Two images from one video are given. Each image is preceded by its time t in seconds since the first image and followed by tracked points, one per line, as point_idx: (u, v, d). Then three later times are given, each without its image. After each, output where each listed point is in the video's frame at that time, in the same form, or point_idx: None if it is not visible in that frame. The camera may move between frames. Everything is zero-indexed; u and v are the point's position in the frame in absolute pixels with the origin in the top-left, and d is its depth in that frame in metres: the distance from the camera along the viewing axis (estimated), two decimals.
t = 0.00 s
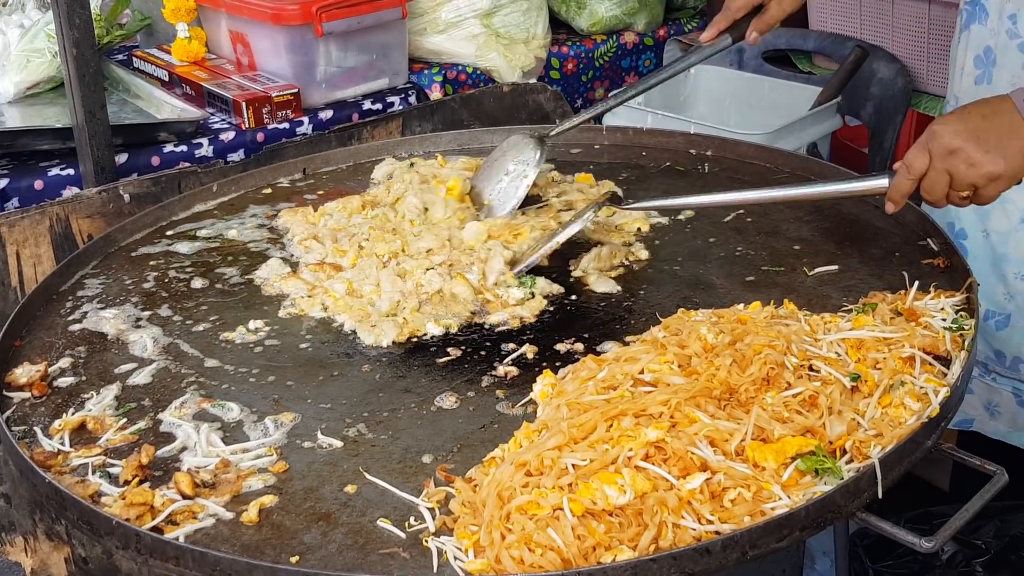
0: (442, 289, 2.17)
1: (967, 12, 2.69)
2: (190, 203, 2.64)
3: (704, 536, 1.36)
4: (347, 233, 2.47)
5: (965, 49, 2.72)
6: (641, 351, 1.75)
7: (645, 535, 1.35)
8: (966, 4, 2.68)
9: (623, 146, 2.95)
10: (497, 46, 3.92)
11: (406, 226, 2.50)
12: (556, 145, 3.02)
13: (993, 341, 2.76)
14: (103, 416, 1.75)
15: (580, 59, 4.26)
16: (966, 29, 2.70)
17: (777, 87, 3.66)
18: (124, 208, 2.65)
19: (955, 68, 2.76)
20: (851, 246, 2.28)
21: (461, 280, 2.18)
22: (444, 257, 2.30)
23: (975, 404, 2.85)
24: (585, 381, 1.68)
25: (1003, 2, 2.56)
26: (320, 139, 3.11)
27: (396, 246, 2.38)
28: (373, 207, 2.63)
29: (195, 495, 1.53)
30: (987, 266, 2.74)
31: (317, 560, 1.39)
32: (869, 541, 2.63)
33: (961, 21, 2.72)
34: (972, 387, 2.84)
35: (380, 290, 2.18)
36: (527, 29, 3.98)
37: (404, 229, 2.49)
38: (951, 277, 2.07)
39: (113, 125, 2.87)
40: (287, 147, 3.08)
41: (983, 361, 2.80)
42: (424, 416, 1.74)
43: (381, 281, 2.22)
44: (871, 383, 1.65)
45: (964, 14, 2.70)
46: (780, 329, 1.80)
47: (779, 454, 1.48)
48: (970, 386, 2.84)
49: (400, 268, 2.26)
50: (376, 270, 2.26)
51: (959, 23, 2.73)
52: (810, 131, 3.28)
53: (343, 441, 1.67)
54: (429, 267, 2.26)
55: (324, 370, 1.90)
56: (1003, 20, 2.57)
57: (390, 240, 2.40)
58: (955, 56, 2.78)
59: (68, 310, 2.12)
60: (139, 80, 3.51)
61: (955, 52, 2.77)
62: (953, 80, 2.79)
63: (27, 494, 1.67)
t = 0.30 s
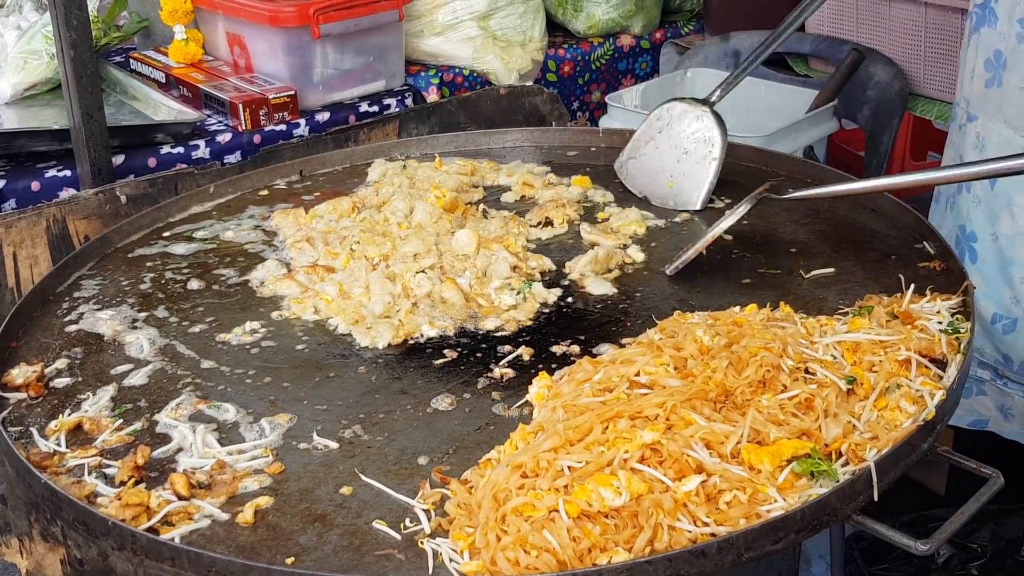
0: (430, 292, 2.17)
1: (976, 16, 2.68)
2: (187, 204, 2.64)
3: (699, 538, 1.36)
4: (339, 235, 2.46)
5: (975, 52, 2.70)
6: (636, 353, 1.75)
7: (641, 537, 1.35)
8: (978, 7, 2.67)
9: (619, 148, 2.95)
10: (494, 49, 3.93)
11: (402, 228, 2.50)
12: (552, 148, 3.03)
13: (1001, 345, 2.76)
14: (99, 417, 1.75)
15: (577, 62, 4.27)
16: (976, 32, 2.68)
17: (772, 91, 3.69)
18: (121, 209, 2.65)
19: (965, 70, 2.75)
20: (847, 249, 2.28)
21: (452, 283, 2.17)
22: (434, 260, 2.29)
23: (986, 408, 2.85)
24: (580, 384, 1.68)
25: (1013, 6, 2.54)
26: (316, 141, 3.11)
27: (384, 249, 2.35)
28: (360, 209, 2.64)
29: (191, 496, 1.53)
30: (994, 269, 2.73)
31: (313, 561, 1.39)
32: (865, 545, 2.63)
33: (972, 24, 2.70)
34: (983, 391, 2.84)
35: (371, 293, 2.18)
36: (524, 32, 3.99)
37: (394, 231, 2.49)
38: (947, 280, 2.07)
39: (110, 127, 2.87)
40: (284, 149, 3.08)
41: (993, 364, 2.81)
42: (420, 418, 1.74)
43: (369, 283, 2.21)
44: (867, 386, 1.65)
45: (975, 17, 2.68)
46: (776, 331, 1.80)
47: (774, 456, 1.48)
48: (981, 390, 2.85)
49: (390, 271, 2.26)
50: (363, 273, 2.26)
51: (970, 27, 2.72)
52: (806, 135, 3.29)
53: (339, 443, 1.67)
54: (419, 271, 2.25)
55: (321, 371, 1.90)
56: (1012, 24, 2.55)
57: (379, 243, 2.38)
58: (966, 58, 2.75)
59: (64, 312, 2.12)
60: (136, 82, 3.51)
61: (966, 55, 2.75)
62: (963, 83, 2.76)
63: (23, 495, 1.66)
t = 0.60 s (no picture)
0: (431, 296, 2.17)
1: (1015, 11, 2.47)
2: (189, 209, 2.65)
3: (702, 541, 1.37)
4: (340, 239, 2.46)
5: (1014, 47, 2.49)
6: (638, 356, 1.76)
7: (643, 540, 1.36)
8: None
9: (619, 151, 2.95)
10: (494, 53, 3.93)
11: (403, 232, 2.51)
12: (552, 151, 3.03)
13: None
14: (102, 422, 1.75)
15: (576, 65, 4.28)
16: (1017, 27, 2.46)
17: (773, 92, 3.67)
18: (123, 215, 2.65)
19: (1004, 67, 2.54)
20: (849, 251, 2.28)
21: (452, 288, 2.18)
22: (434, 263, 2.29)
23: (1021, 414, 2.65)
24: (582, 387, 1.69)
25: None
26: (317, 146, 3.12)
27: (385, 253, 2.36)
28: (362, 213, 2.65)
29: (194, 501, 1.53)
30: None
31: (316, 566, 1.39)
32: (869, 547, 2.62)
33: (1012, 18, 2.49)
34: (1018, 396, 2.64)
35: (372, 297, 2.18)
36: (524, 35, 4.00)
37: (394, 235, 2.49)
38: (950, 280, 2.07)
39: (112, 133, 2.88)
40: (285, 155, 3.09)
41: None
42: (422, 422, 1.74)
43: (370, 287, 2.22)
44: (869, 388, 1.65)
45: (1016, 11, 2.46)
46: (777, 333, 1.80)
47: (777, 459, 1.48)
48: (1016, 395, 2.64)
49: (391, 275, 2.27)
50: (364, 277, 2.26)
51: (1011, 21, 2.50)
52: (807, 137, 3.29)
53: (341, 447, 1.67)
54: (419, 275, 2.26)
55: (323, 376, 1.91)
56: None
57: (379, 247, 2.39)
58: (1006, 55, 2.54)
59: (67, 318, 2.13)
60: (137, 88, 3.52)
61: (1006, 51, 2.54)
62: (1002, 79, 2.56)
63: (27, 501, 1.67)
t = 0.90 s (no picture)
0: (442, 295, 2.17)
1: None
2: (202, 209, 2.66)
3: (715, 539, 1.36)
4: (352, 238, 2.46)
5: None
6: (650, 354, 1.75)
7: (656, 538, 1.35)
8: None
9: (631, 149, 2.95)
10: (505, 52, 3.94)
11: (415, 231, 2.51)
12: (564, 149, 3.03)
13: None
14: (116, 421, 1.76)
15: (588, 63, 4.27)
16: None
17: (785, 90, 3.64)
18: (136, 214, 2.67)
19: None
20: (862, 248, 2.27)
21: (463, 287, 2.17)
22: (446, 262, 2.30)
23: None
24: (594, 385, 1.68)
25: None
26: (329, 145, 3.13)
27: (397, 252, 2.37)
28: (374, 212, 2.65)
29: (208, 498, 1.54)
30: None
31: (329, 563, 1.40)
32: (883, 545, 2.61)
33: None
34: None
35: (384, 296, 2.18)
36: (535, 33, 4.00)
37: (406, 234, 2.50)
38: (964, 278, 2.06)
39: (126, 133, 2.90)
40: (297, 154, 3.10)
41: None
42: (434, 421, 1.74)
43: (383, 285, 2.22)
44: (883, 385, 1.65)
45: None
46: (790, 331, 1.79)
47: (790, 456, 1.47)
48: None
49: (403, 274, 2.27)
50: (376, 276, 2.27)
51: None
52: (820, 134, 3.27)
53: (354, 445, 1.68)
54: (431, 273, 2.27)
55: (335, 374, 1.91)
56: None
57: (391, 246, 2.39)
58: None
59: (81, 317, 2.14)
60: (150, 89, 3.54)
61: None
62: None
63: (42, 499, 1.68)
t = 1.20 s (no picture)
0: (450, 294, 2.16)
1: None
2: (210, 209, 2.67)
3: (723, 536, 1.36)
4: (360, 237, 2.46)
5: None
6: (658, 351, 1.75)
7: (664, 536, 1.35)
8: None
9: (639, 146, 2.94)
10: (513, 50, 3.93)
11: (423, 230, 2.51)
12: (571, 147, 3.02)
13: None
14: (125, 421, 1.77)
15: (596, 61, 4.26)
16: None
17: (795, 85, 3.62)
18: (144, 214, 2.67)
19: None
20: (871, 245, 2.26)
21: (471, 285, 2.17)
22: (454, 261, 2.30)
23: None
24: (602, 382, 1.68)
25: None
26: (337, 144, 3.13)
27: (405, 251, 2.37)
28: (381, 212, 2.65)
29: (216, 498, 1.54)
30: None
31: (337, 563, 1.40)
32: (892, 542, 2.60)
33: None
34: None
35: (392, 295, 2.18)
36: (543, 31, 3.98)
37: (415, 233, 2.50)
38: (974, 274, 2.05)
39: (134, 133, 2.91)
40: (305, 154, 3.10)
41: None
42: (442, 420, 1.74)
43: (391, 285, 2.22)
44: (892, 381, 1.64)
45: None
46: (798, 328, 1.79)
47: (798, 453, 1.47)
48: None
49: (411, 273, 2.27)
50: (384, 275, 2.27)
51: None
52: (829, 130, 3.25)
53: (362, 444, 1.68)
54: (440, 272, 2.26)
55: (343, 374, 1.91)
56: None
57: (399, 245, 2.39)
58: None
59: (89, 317, 2.15)
60: (158, 89, 3.54)
61: None
62: None
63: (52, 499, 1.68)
